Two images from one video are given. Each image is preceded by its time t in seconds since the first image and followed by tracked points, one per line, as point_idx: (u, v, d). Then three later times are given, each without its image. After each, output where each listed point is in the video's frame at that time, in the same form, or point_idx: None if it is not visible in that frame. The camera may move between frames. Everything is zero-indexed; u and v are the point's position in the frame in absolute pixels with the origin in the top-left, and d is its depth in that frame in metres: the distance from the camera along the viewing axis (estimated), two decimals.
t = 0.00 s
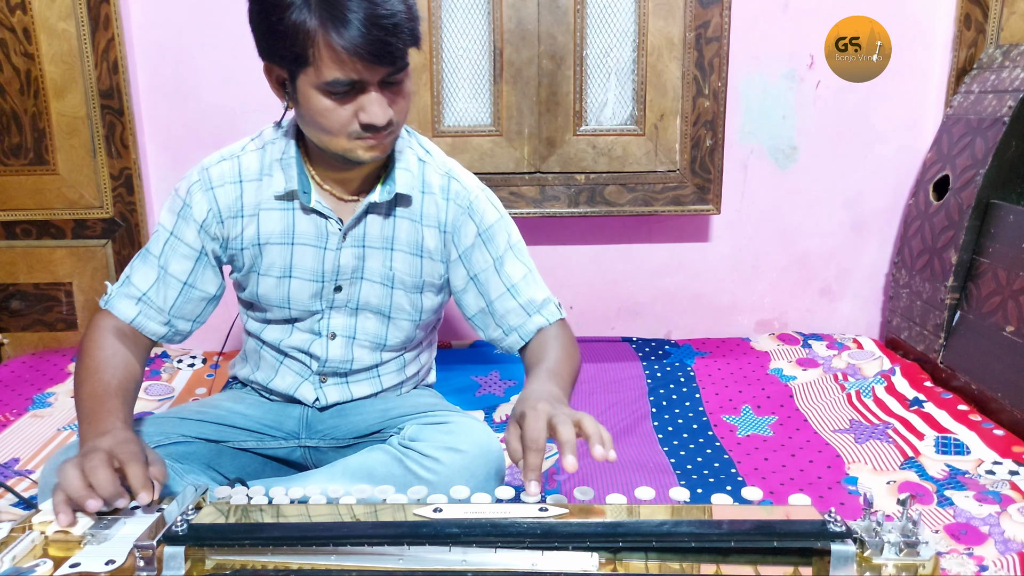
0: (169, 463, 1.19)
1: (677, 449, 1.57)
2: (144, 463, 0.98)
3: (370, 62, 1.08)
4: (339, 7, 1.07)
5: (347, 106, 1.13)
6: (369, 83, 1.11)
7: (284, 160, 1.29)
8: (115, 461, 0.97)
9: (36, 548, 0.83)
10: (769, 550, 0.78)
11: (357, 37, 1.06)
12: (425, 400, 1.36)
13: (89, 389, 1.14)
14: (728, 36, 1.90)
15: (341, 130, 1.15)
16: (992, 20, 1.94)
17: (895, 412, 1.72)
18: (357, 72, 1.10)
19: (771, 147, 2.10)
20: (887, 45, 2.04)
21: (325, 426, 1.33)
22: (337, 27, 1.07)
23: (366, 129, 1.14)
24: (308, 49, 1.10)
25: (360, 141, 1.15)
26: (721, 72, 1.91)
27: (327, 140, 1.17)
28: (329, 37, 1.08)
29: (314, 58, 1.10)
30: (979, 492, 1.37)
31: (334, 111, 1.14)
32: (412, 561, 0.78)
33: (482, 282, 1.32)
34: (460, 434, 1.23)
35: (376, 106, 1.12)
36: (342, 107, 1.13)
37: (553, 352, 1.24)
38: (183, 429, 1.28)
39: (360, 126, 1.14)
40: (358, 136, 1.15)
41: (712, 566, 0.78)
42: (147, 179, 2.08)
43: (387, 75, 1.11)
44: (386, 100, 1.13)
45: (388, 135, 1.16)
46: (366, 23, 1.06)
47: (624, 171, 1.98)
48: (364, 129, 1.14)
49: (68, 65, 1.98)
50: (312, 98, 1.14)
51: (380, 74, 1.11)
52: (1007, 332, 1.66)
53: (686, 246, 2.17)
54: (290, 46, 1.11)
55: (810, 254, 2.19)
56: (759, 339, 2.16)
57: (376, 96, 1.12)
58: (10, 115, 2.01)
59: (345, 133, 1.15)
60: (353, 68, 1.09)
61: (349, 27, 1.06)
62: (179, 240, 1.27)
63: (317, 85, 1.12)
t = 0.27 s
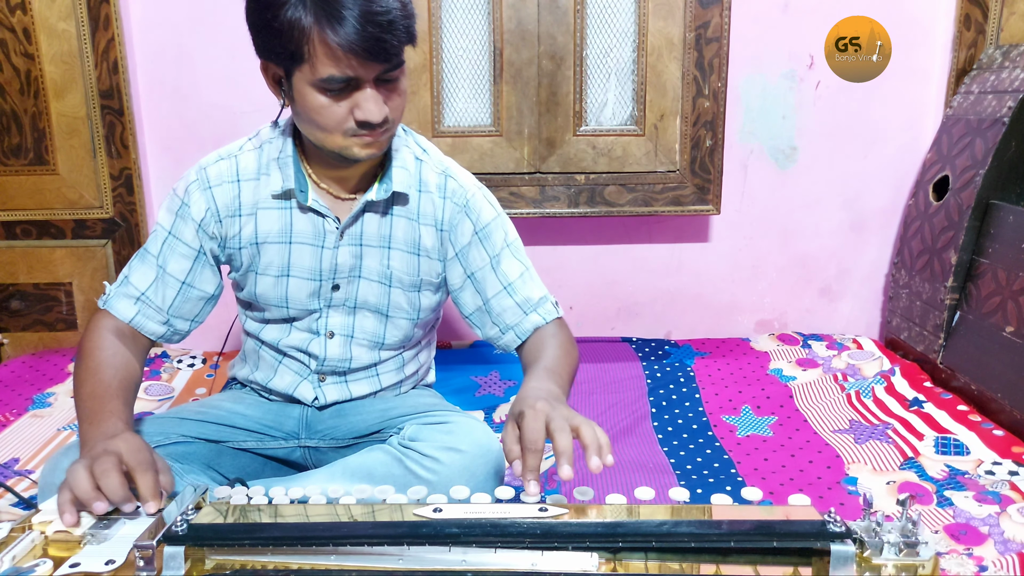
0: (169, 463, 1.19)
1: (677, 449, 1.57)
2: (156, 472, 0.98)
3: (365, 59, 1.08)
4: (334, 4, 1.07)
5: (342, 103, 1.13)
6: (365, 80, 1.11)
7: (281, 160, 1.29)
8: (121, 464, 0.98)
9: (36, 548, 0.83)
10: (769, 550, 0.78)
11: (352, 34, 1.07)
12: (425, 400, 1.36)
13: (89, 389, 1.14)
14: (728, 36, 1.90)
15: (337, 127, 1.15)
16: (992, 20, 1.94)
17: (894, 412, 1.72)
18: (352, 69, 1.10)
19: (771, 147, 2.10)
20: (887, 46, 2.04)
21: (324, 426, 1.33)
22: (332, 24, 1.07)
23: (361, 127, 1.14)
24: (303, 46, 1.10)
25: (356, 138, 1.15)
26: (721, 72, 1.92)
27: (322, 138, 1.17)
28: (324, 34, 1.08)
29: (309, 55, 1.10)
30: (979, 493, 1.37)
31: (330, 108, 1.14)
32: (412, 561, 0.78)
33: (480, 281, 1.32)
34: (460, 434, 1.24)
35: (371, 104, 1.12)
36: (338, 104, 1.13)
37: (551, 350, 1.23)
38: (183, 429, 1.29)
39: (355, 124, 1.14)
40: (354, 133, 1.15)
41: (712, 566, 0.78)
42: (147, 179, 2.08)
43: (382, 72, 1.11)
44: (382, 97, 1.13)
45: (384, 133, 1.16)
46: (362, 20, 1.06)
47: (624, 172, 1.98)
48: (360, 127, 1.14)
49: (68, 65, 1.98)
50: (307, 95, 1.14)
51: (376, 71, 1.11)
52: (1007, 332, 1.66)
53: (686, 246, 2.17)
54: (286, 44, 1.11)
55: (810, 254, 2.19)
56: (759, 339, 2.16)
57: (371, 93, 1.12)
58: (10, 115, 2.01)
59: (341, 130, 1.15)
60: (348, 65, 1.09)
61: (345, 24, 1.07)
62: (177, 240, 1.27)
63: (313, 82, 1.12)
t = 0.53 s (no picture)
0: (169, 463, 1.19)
1: (677, 450, 1.57)
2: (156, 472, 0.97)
3: (366, 59, 1.08)
4: (334, 4, 1.07)
5: (342, 103, 1.13)
6: (365, 80, 1.11)
7: (281, 160, 1.29)
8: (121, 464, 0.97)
9: (36, 548, 0.83)
10: (769, 550, 0.78)
11: (353, 34, 1.06)
12: (425, 400, 1.36)
13: (88, 389, 1.14)
14: (728, 36, 1.90)
15: (337, 127, 1.14)
16: (992, 21, 1.95)
17: (895, 413, 1.72)
18: (353, 68, 1.10)
19: (771, 148, 2.10)
20: (887, 46, 2.04)
21: (325, 426, 1.33)
22: (333, 24, 1.07)
23: (361, 127, 1.14)
24: (303, 46, 1.10)
25: (355, 138, 1.15)
26: (721, 72, 1.92)
27: (322, 137, 1.17)
28: (324, 34, 1.08)
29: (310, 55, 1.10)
30: (979, 493, 1.37)
31: (330, 108, 1.14)
32: (412, 561, 0.78)
33: (480, 280, 1.32)
34: (460, 434, 1.23)
35: (371, 104, 1.12)
36: (338, 104, 1.13)
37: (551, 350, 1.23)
38: (183, 429, 1.29)
39: (355, 123, 1.14)
40: (354, 133, 1.15)
41: (712, 566, 0.78)
42: (147, 178, 2.08)
43: (383, 72, 1.11)
44: (382, 97, 1.13)
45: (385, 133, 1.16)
46: (362, 20, 1.07)
47: (624, 172, 1.98)
48: (360, 127, 1.14)
49: (68, 65, 1.98)
50: (308, 95, 1.14)
51: (376, 71, 1.10)
52: (1007, 332, 1.66)
53: (686, 246, 2.17)
54: (286, 43, 1.11)
55: (810, 254, 2.19)
56: (759, 339, 2.16)
57: (371, 93, 1.12)
58: (10, 116, 2.01)
59: (341, 130, 1.15)
60: (348, 64, 1.09)
61: (345, 24, 1.07)
62: (177, 240, 1.27)
63: (313, 82, 1.12)
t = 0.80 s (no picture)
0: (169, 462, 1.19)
1: (677, 450, 1.57)
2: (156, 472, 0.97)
3: (368, 61, 1.09)
4: (336, 5, 1.07)
5: (344, 104, 1.13)
6: (366, 81, 1.11)
7: (282, 160, 1.29)
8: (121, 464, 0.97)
9: (37, 548, 0.83)
10: (769, 550, 0.78)
11: (355, 36, 1.06)
12: (425, 400, 1.37)
13: (88, 389, 1.14)
14: (728, 37, 1.90)
15: (338, 128, 1.15)
16: (992, 22, 1.95)
17: (895, 413, 1.72)
18: (354, 69, 1.10)
19: (771, 148, 2.10)
20: (888, 46, 2.04)
21: (325, 426, 1.33)
22: (334, 25, 1.07)
23: (362, 128, 1.14)
24: (304, 47, 1.10)
25: (356, 139, 1.15)
26: (721, 73, 1.92)
27: (323, 137, 1.17)
28: (326, 35, 1.08)
29: (311, 56, 1.10)
30: (979, 493, 1.37)
31: (331, 109, 1.14)
32: (412, 561, 0.78)
33: (480, 281, 1.32)
34: (460, 434, 1.24)
35: (373, 105, 1.12)
36: (339, 105, 1.13)
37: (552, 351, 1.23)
38: (183, 429, 1.29)
39: (356, 124, 1.14)
40: (355, 134, 1.15)
41: (712, 566, 0.78)
42: (147, 178, 2.08)
43: (384, 73, 1.11)
44: (383, 98, 1.13)
45: (386, 134, 1.16)
46: (363, 21, 1.06)
47: (624, 172, 1.98)
48: (361, 128, 1.14)
49: (69, 66, 1.98)
50: (309, 96, 1.14)
51: (378, 72, 1.11)
52: (1007, 333, 1.66)
53: (686, 246, 2.17)
54: (287, 44, 1.11)
55: (810, 254, 2.19)
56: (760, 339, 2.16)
57: (373, 94, 1.12)
58: (10, 116, 2.01)
59: (343, 131, 1.15)
60: (350, 65, 1.09)
61: (346, 25, 1.07)
62: (178, 240, 1.27)
63: (314, 83, 1.12)
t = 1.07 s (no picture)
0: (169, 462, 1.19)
1: (677, 450, 1.57)
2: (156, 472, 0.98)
3: (368, 61, 1.09)
4: (336, 5, 1.07)
5: (344, 104, 1.13)
6: (366, 81, 1.12)
7: (282, 160, 1.29)
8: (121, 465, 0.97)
9: (37, 548, 0.83)
10: (769, 550, 0.78)
11: (356, 36, 1.07)
12: (426, 400, 1.37)
13: (89, 389, 1.14)
14: (728, 37, 1.90)
15: (338, 128, 1.15)
16: (992, 22, 1.95)
17: (895, 413, 1.72)
18: (354, 70, 1.10)
19: (771, 148, 2.10)
20: (888, 46, 2.04)
21: (325, 426, 1.33)
22: (334, 25, 1.07)
23: (362, 128, 1.14)
24: (304, 47, 1.10)
25: (356, 139, 1.15)
26: (721, 73, 1.92)
27: (323, 138, 1.17)
28: (326, 35, 1.08)
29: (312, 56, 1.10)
30: (979, 493, 1.37)
31: (332, 109, 1.14)
32: (412, 561, 0.78)
33: (480, 282, 1.32)
34: (461, 435, 1.24)
35: (373, 105, 1.12)
36: (339, 105, 1.14)
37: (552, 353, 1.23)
38: (184, 429, 1.29)
39: (356, 124, 1.14)
40: (355, 134, 1.15)
41: (712, 566, 0.78)
42: (147, 178, 2.08)
43: (385, 73, 1.11)
44: (383, 98, 1.13)
45: (386, 135, 1.16)
46: (363, 21, 1.07)
47: (624, 172, 1.98)
48: (361, 128, 1.14)
49: (69, 66, 1.98)
50: (309, 96, 1.14)
51: (378, 72, 1.11)
52: (1007, 333, 1.66)
53: (686, 246, 2.17)
54: (288, 44, 1.11)
55: (810, 255, 2.19)
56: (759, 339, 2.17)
57: (373, 95, 1.12)
58: (10, 116, 2.01)
59: (343, 131, 1.15)
60: (350, 66, 1.09)
61: (346, 25, 1.07)
62: (178, 240, 1.27)
63: (314, 83, 1.12)
